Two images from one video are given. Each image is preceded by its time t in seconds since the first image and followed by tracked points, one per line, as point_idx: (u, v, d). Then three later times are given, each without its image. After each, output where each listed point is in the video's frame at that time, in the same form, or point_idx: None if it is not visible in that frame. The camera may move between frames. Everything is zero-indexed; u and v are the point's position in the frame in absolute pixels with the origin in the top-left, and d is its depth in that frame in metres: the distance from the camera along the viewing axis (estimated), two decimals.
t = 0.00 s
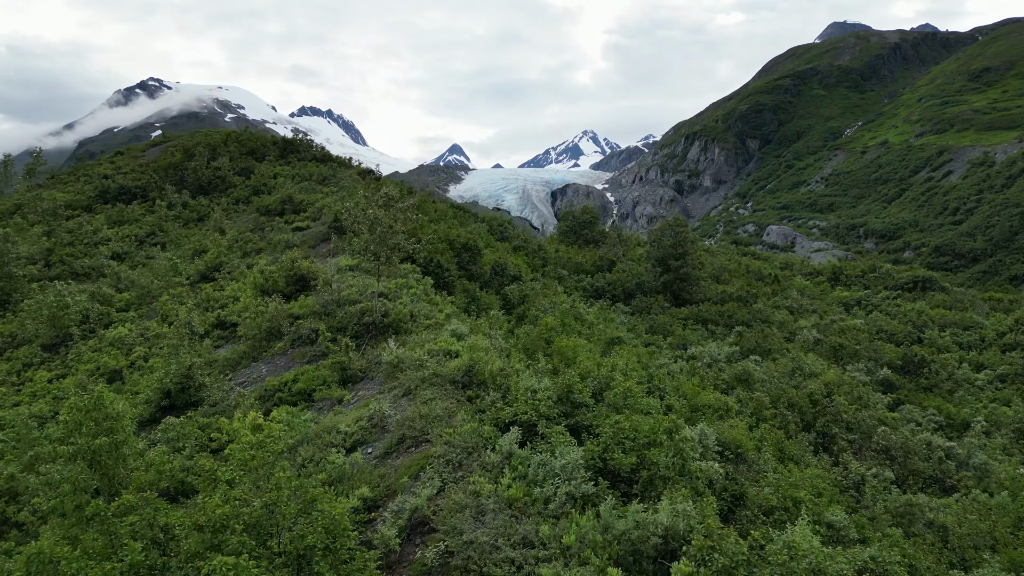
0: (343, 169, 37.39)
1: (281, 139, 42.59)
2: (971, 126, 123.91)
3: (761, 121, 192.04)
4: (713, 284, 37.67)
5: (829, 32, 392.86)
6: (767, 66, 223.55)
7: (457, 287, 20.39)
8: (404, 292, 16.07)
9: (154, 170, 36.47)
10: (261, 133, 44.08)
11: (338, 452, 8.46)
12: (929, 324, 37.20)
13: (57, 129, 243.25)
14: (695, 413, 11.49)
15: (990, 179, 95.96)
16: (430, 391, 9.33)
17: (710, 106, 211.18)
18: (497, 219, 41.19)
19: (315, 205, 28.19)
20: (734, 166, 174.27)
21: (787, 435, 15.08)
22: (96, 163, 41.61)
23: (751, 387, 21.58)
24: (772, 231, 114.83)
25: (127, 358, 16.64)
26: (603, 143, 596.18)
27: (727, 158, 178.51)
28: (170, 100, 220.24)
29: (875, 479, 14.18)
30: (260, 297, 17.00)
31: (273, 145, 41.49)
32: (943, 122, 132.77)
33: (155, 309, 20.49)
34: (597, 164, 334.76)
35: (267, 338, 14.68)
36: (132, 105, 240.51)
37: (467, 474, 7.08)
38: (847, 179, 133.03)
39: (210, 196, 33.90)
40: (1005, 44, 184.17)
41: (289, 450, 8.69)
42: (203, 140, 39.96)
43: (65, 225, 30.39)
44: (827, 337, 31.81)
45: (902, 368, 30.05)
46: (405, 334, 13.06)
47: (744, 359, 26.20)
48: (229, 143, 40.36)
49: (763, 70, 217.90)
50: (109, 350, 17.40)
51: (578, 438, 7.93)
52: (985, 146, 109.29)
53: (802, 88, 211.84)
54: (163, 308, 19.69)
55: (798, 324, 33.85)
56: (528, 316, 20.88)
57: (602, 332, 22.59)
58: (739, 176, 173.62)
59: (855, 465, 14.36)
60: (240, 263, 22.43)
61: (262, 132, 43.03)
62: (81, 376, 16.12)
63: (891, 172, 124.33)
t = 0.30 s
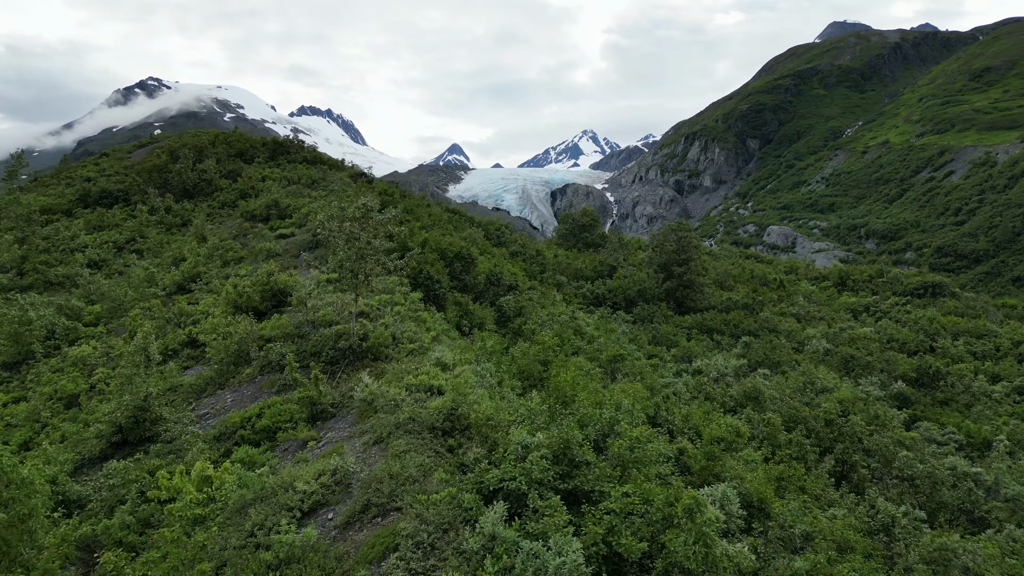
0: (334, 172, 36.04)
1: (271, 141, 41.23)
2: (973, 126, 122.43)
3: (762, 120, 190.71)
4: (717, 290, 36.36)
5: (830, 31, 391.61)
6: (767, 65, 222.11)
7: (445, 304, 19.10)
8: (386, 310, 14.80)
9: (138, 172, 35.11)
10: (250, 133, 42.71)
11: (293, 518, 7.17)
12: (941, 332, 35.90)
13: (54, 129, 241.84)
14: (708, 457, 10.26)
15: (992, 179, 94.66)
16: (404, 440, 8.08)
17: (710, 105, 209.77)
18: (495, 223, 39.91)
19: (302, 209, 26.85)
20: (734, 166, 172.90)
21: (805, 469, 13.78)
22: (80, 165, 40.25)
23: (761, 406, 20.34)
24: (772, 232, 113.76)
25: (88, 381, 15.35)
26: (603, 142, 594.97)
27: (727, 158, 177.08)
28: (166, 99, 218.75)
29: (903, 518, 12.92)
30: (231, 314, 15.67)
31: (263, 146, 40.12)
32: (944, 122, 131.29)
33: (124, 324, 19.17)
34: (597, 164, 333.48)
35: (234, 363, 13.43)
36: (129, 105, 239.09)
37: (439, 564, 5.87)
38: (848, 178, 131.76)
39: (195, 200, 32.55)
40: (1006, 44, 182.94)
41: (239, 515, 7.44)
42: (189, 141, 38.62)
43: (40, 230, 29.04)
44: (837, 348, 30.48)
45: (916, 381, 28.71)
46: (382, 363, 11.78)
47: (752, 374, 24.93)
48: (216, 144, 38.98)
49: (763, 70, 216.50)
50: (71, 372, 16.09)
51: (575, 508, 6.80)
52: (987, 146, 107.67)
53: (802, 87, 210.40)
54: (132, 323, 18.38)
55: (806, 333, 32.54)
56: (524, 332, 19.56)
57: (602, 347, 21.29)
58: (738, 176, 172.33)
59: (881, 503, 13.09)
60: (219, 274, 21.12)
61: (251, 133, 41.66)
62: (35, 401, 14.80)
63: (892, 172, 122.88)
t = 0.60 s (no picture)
0: (324, 173, 34.70)
1: (260, 141, 39.86)
2: (974, 126, 120.85)
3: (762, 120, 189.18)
4: (722, 297, 35.03)
5: (830, 32, 390.54)
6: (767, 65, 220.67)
7: (434, 318, 17.82)
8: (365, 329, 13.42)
9: (120, 175, 33.75)
10: (239, 134, 41.35)
11: None
12: (954, 340, 34.54)
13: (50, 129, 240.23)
14: (725, 512, 8.97)
15: (993, 179, 93.19)
16: (368, 505, 7.09)
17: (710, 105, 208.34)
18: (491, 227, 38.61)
19: (287, 213, 25.53)
20: (734, 166, 171.51)
21: (828, 507, 12.47)
22: (62, 166, 38.92)
23: (773, 426, 19.06)
24: (773, 233, 112.59)
25: (40, 407, 14.01)
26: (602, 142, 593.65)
27: (727, 158, 175.61)
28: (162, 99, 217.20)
29: (938, 564, 11.61)
30: (197, 333, 14.30)
31: (251, 147, 38.76)
32: (945, 122, 129.76)
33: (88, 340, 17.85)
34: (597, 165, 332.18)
35: (195, 390, 12.05)
36: (127, 105, 237.71)
37: None
38: (848, 178, 130.49)
39: (178, 204, 31.21)
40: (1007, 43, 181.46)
41: None
42: (175, 141, 37.31)
43: (14, 235, 27.67)
44: (848, 358, 29.14)
45: (932, 394, 27.35)
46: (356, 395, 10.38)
47: (760, 388, 23.62)
48: (203, 145, 37.62)
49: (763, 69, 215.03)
50: (25, 395, 14.74)
51: None
52: (988, 146, 105.88)
53: (802, 87, 208.99)
54: (96, 338, 17.03)
55: (815, 341, 31.21)
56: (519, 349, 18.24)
57: (603, 362, 19.97)
58: (739, 176, 170.98)
59: (913, 547, 11.80)
60: (195, 285, 19.80)
61: (239, 134, 40.30)
62: None
63: (892, 172, 121.40)
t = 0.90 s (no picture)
0: (313, 175, 33.35)
1: (248, 142, 38.51)
2: (976, 125, 119.25)
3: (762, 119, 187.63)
4: (728, 303, 33.68)
5: (830, 32, 388.80)
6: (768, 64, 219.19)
7: (421, 333, 16.49)
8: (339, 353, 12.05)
9: (100, 177, 32.42)
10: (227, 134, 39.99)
11: None
12: (970, 348, 33.12)
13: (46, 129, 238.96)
14: None
15: (995, 180, 91.56)
16: None
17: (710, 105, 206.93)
18: (488, 231, 37.28)
19: (270, 217, 24.16)
20: (734, 166, 170.14)
21: (857, 555, 11.11)
22: (43, 168, 37.55)
23: (786, 450, 17.78)
24: (773, 233, 111.40)
25: None
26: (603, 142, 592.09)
27: (727, 157, 174.17)
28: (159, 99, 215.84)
29: None
30: (156, 354, 12.87)
31: (239, 148, 37.42)
32: (947, 121, 128.19)
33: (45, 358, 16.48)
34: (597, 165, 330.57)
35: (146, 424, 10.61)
36: (124, 105, 236.47)
37: None
38: (849, 178, 129.17)
39: (160, 207, 29.88)
40: (1009, 41, 179.96)
41: None
42: (159, 141, 35.97)
43: None
44: (862, 369, 27.77)
45: (951, 408, 25.96)
46: (321, 438, 9.05)
47: (771, 404, 22.26)
48: (188, 145, 36.27)
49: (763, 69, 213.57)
50: None
51: None
52: (990, 146, 104.25)
53: (803, 87, 207.50)
54: (55, 355, 15.68)
55: (826, 351, 29.85)
56: (514, 367, 16.86)
57: (605, 380, 18.61)
58: (739, 176, 169.57)
59: None
60: (167, 296, 18.46)
61: (227, 134, 38.98)
62: None
63: (894, 172, 119.91)
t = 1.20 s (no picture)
0: (301, 177, 31.99)
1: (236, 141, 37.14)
2: (977, 125, 117.87)
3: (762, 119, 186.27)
4: (734, 310, 32.30)
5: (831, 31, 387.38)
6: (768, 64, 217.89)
7: (408, 351, 15.22)
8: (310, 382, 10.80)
9: (79, 178, 31.05)
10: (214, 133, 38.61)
11: None
12: (987, 357, 31.66)
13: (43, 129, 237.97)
14: None
15: (997, 180, 90.10)
16: None
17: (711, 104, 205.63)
18: (485, 235, 35.88)
19: (251, 221, 22.73)
20: (734, 166, 168.81)
21: None
22: (23, 168, 36.18)
23: (806, 479, 16.44)
24: (774, 233, 109.94)
25: None
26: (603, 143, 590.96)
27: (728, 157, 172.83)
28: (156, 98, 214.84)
29: None
30: (107, 381, 11.43)
31: (226, 148, 36.06)
32: (948, 121, 126.82)
33: None
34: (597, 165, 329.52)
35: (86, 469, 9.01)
36: (122, 106, 235.07)
37: None
38: (850, 177, 127.71)
39: (140, 211, 28.51)
40: (1010, 41, 178.34)
41: None
42: (143, 141, 34.55)
43: None
44: (877, 381, 26.36)
45: (972, 424, 24.52)
46: (275, 493, 7.90)
47: (786, 422, 20.85)
48: (173, 144, 34.89)
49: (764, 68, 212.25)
50: None
51: None
52: (991, 146, 102.83)
53: (803, 87, 206.19)
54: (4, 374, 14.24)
55: (838, 361, 28.43)
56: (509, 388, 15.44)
57: (609, 401, 17.23)
58: (739, 176, 168.21)
59: None
60: (135, 309, 17.09)
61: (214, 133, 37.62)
62: None
63: (895, 172, 118.54)
